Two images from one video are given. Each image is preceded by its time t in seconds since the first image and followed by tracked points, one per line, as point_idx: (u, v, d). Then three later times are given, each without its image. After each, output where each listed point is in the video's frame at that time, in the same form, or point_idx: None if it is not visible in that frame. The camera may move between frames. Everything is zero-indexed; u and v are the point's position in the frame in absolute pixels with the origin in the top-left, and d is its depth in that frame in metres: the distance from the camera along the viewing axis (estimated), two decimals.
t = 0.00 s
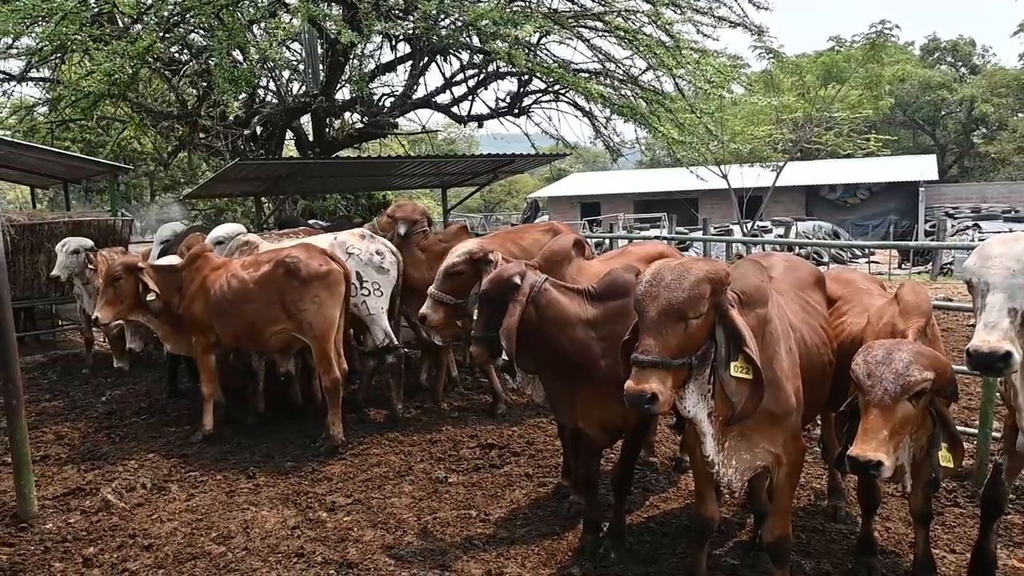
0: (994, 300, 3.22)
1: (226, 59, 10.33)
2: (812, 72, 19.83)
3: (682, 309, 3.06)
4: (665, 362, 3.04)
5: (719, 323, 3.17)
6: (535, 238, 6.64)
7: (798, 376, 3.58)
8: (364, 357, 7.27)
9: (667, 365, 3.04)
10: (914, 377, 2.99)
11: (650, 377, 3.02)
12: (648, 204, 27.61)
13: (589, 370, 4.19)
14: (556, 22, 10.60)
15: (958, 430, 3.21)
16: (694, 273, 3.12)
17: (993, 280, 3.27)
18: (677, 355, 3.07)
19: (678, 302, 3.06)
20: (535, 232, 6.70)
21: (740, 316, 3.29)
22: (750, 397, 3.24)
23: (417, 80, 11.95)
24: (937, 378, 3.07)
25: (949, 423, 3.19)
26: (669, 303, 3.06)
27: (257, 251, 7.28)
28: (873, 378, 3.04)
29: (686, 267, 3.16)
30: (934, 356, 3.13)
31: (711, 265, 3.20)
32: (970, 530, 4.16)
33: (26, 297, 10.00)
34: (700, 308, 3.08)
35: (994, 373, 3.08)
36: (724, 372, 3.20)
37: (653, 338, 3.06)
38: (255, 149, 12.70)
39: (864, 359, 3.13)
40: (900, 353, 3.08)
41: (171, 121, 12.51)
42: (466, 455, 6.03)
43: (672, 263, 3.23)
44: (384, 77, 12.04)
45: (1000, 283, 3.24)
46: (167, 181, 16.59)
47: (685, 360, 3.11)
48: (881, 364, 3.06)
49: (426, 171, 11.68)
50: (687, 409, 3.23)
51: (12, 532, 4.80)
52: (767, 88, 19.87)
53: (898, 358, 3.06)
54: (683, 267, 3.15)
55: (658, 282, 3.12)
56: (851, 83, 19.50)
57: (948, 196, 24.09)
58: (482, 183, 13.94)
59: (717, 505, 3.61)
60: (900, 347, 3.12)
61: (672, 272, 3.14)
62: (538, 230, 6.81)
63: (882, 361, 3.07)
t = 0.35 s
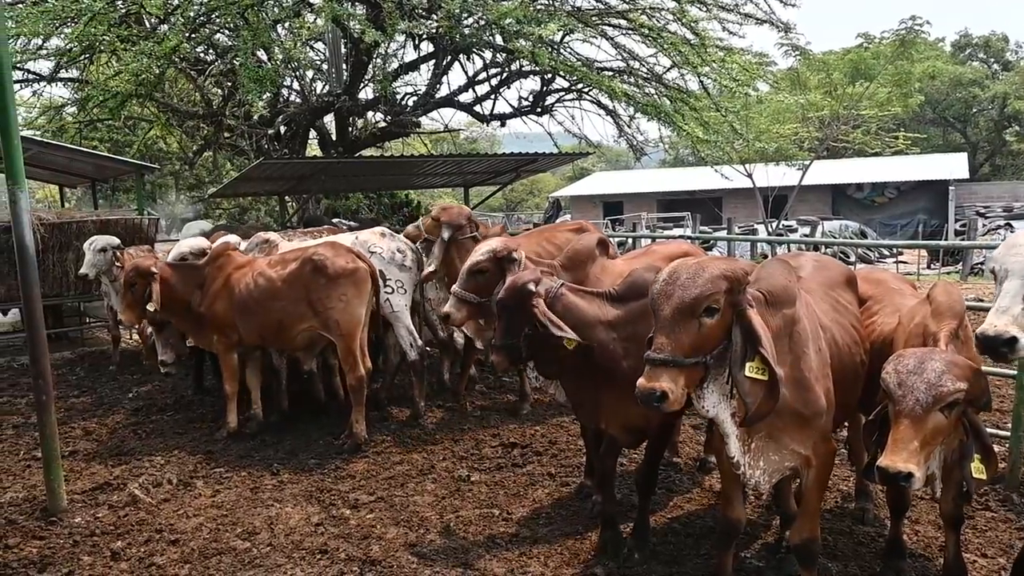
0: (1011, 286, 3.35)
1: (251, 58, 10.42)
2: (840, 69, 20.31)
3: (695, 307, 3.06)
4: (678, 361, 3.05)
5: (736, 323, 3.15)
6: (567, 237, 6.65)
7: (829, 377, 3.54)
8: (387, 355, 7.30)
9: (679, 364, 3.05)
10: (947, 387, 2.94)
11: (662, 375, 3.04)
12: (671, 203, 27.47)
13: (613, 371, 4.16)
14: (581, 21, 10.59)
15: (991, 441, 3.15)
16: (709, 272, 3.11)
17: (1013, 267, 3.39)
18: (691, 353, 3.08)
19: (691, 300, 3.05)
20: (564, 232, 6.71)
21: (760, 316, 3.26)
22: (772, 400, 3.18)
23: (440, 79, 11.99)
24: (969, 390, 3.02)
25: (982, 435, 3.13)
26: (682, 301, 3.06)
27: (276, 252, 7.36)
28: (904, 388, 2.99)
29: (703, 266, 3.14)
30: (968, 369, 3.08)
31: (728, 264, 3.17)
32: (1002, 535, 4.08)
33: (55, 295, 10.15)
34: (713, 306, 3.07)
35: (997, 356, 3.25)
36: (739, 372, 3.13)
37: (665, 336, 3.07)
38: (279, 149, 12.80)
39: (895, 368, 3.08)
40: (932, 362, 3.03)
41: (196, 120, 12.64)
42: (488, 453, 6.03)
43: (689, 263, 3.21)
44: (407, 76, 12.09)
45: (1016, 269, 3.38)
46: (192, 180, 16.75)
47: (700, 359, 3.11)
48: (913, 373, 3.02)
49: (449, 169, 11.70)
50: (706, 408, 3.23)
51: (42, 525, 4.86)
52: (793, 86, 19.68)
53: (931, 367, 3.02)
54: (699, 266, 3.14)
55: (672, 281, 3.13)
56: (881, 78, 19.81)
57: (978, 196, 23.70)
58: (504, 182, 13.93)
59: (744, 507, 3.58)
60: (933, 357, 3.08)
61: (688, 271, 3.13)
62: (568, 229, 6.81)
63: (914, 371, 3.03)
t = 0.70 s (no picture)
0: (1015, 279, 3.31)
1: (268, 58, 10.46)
2: (861, 67, 19.24)
3: (706, 304, 3.04)
4: (687, 358, 3.05)
5: (749, 322, 3.12)
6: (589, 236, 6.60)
7: (848, 379, 3.50)
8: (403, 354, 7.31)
9: (689, 361, 3.05)
10: (974, 402, 2.90)
11: (671, 371, 3.04)
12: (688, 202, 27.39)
13: (626, 370, 4.14)
14: (598, 19, 10.57)
15: (1017, 454, 3.15)
16: (722, 269, 3.08)
17: None
18: (701, 350, 3.07)
19: (702, 298, 3.04)
20: (586, 231, 6.66)
21: (775, 315, 3.23)
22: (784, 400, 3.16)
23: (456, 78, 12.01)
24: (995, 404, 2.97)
25: (1008, 445, 3.15)
26: (694, 299, 3.05)
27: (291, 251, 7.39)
28: (930, 401, 2.95)
29: (715, 264, 3.12)
30: (995, 382, 3.02)
31: (741, 262, 3.14)
32: None
33: (75, 293, 10.25)
34: (724, 304, 3.05)
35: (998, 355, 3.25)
36: (751, 371, 3.11)
37: (675, 333, 3.07)
38: (296, 148, 12.84)
39: (921, 381, 3.03)
40: (959, 375, 2.98)
41: (214, 120, 12.71)
42: (504, 453, 6.02)
43: (702, 261, 3.19)
44: (423, 75, 12.12)
45: None
46: (210, 180, 16.86)
47: (710, 357, 3.10)
48: (939, 387, 2.97)
49: (466, 168, 11.68)
50: (719, 405, 3.23)
51: (63, 521, 4.91)
52: (813, 83, 19.53)
53: (957, 380, 2.96)
54: (712, 264, 3.12)
55: (685, 278, 3.12)
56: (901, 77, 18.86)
57: (1002, 194, 23.41)
58: (520, 181, 13.91)
59: (762, 508, 3.55)
60: (960, 369, 3.02)
61: (700, 268, 3.12)
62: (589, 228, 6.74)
63: (940, 384, 2.97)
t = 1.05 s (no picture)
0: None
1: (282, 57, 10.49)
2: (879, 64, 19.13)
3: (717, 305, 3.01)
4: (698, 358, 3.01)
5: (760, 322, 3.09)
6: (601, 233, 6.59)
7: (860, 380, 3.47)
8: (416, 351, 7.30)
9: (700, 361, 3.01)
10: (991, 432, 2.79)
11: (682, 371, 3.01)
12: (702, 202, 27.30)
13: (637, 369, 4.12)
14: (613, 17, 10.55)
15: None
16: (733, 269, 3.05)
17: None
18: (713, 350, 3.04)
19: (713, 298, 3.01)
20: (597, 228, 6.64)
21: (785, 315, 3.21)
22: (795, 400, 3.13)
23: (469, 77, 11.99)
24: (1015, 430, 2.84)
25: None
26: (705, 299, 3.02)
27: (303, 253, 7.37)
28: (946, 431, 2.85)
29: (727, 264, 3.09)
30: (1016, 406, 2.89)
31: (754, 263, 3.11)
32: None
33: (91, 291, 10.32)
34: (735, 303, 3.02)
35: None
36: (761, 371, 3.09)
37: (687, 332, 3.04)
38: (310, 147, 12.87)
39: (935, 409, 2.92)
40: (975, 403, 2.85)
41: (229, 118, 12.77)
42: (516, 452, 6.00)
43: (714, 261, 3.16)
44: (438, 73, 12.13)
45: None
46: (225, 178, 16.93)
47: (721, 357, 3.06)
48: (954, 417, 2.85)
49: (479, 167, 11.66)
50: (728, 403, 3.21)
51: (78, 517, 4.93)
52: (831, 82, 19.36)
53: (973, 409, 2.83)
54: (724, 264, 3.09)
55: (697, 278, 3.09)
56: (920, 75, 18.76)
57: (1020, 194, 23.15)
58: (534, 180, 13.89)
59: (773, 507, 3.52)
60: (976, 395, 2.88)
61: (712, 268, 3.09)
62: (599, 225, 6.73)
63: (955, 413, 2.86)
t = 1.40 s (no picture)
0: None
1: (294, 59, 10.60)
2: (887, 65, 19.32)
3: (722, 317, 3.09)
4: (704, 368, 3.09)
5: (766, 334, 3.15)
6: (605, 238, 6.67)
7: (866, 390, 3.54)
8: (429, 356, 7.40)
9: (706, 371, 3.09)
10: (993, 462, 2.87)
11: (688, 382, 3.09)
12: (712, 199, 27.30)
13: (647, 378, 4.20)
14: (624, 21, 10.66)
15: None
16: (740, 282, 3.12)
17: None
18: (718, 361, 3.11)
19: (719, 311, 3.09)
20: (601, 233, 6.72)
21: (793, 328, 3.28)
22: (800, 409, 3.21)
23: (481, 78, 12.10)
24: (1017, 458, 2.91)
25: None
26: (711, 311, 3.10)
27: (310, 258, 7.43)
28: (949, 462, 2.92)
29: (733, 277, 3.16)
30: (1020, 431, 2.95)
31: (760, 276, 3.18)
32: None
33: (101, 293, 10.47)
34: (741, 316, 3.09)
35: None
36: (767, 381, 3.16)
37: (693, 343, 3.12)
38: (321, 147, 13.01)
39: (938, 440, 3.00)
40: (977, 434, 2.92)
41: (239, 120, 12.90)
42: (528, 457, 6.10)
43: (720, 274, 3.23)
44: (449, 74, 12.23)
45: None
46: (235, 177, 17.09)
47: (727, 368, 3.14)
48: (958, 447, 2.92)
49: (489, 168, 11.76)
50: (736, 412, 3.27)
51: (89, 525, 5.07)
52: (839, 82, 19.35)
53: (975, 440, 2.91)
54: (730, 277, 3.16)
55: (703, 291, 3.17)
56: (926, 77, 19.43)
57: None
58: (544, 181, 13.99)
59: (782, 515, 3.58)
60: (977, 426, 2.94)
61: (719, 281, 3.16)
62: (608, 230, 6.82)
63: (957, 444, 2.93)
